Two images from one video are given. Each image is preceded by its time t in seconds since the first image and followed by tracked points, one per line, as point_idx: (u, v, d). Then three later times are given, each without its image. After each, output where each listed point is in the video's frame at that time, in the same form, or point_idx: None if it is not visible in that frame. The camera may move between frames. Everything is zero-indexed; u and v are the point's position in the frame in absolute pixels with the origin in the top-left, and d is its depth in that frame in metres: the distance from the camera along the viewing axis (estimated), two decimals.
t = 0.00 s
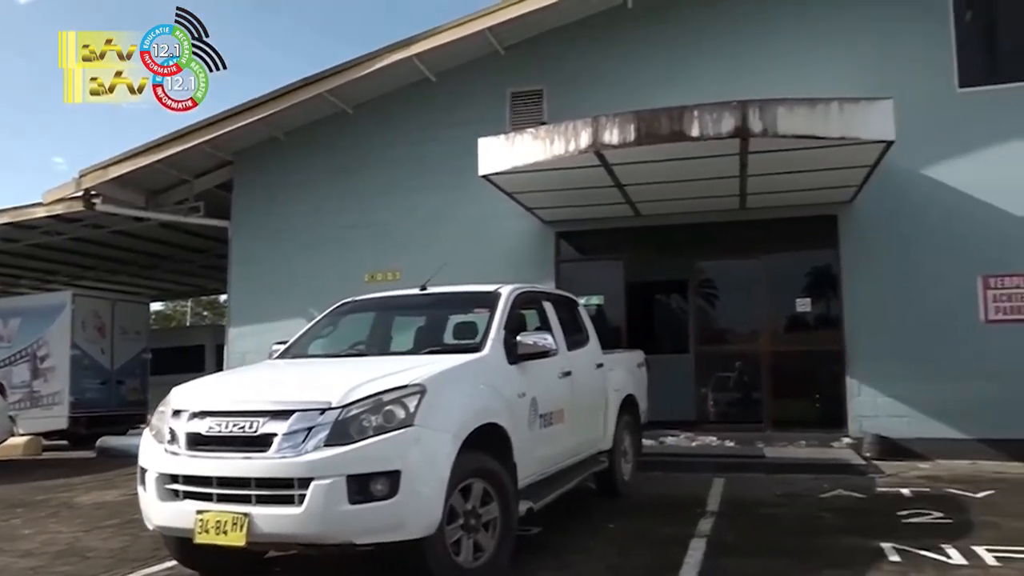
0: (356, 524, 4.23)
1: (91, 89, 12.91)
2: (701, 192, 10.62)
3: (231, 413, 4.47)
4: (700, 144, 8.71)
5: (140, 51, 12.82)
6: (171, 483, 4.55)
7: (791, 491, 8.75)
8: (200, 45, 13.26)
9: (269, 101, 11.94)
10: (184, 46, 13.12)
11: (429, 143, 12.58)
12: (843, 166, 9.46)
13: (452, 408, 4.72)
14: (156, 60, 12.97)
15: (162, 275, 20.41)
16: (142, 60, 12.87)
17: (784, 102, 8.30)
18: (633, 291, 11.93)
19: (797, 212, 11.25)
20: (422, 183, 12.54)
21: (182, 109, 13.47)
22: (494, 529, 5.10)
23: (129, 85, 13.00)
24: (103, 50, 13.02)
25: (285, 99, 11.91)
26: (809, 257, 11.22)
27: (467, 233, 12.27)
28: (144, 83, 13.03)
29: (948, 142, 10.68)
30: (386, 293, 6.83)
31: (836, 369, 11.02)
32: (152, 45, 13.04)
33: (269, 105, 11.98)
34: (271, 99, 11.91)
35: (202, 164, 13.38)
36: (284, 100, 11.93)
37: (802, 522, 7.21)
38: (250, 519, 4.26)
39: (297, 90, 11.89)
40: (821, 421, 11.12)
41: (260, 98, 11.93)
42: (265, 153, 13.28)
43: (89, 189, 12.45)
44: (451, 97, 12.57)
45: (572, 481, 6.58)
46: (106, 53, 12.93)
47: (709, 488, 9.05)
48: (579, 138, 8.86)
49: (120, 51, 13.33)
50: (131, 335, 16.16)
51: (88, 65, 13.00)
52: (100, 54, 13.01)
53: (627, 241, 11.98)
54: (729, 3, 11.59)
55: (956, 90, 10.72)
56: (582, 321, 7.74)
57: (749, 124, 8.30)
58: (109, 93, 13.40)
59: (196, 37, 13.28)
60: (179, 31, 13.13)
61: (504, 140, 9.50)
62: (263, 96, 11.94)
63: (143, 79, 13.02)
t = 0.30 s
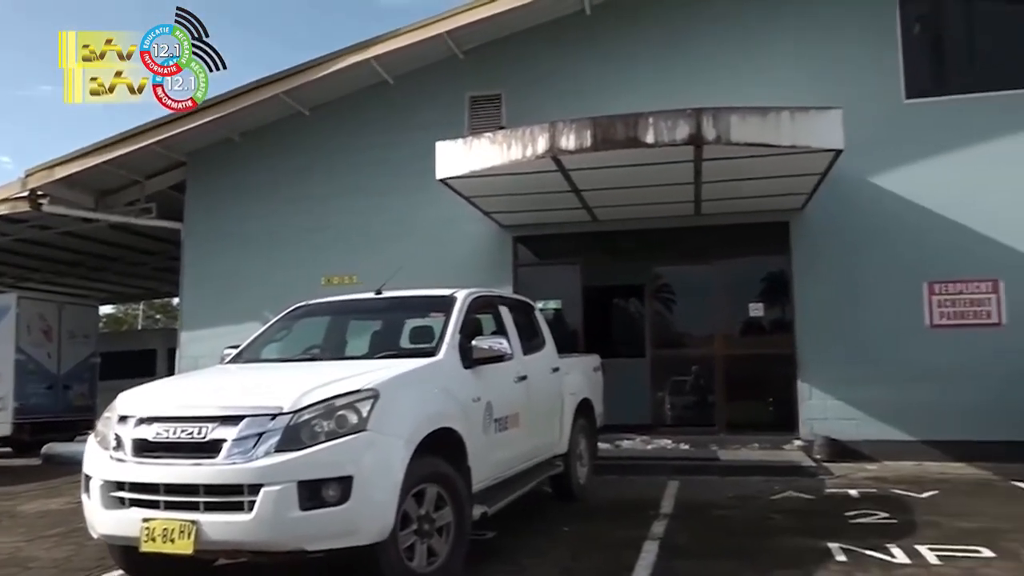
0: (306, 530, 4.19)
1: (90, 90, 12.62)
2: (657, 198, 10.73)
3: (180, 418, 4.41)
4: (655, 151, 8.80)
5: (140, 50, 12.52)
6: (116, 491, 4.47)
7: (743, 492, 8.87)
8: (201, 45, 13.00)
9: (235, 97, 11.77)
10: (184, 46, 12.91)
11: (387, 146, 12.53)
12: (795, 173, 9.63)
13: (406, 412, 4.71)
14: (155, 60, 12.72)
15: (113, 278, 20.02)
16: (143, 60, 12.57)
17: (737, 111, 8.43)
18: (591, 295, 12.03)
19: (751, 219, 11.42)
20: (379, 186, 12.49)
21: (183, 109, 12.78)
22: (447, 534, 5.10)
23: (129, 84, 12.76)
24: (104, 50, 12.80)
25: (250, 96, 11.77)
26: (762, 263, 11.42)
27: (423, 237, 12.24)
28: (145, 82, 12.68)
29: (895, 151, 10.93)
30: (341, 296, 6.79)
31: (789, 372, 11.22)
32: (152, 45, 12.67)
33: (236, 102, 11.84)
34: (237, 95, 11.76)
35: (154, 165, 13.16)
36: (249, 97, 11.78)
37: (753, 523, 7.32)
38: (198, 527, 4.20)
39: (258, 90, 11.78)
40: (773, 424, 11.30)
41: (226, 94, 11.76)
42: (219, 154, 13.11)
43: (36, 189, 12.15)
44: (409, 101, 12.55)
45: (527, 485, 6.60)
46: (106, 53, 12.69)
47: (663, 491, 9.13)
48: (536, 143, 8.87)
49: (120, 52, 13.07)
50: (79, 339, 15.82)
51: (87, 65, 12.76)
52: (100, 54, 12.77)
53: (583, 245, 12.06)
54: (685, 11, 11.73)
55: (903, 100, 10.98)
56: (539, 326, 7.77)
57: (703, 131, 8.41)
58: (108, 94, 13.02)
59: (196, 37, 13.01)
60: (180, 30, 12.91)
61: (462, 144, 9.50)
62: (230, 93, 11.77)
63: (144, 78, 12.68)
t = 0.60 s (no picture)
0: (251, 538, 4.14)
1: (90, 90, 12.06)
2: (608, 204, 10.82)
3: (120, 425, 4.34)
4: (607, 157, 8.87)
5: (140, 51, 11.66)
6: (52, 500, 4.37)
7: (692, 495, 8.98)
8: (202, 46, 11.92)
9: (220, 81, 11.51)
10: (184, 47, 11.81)
11: (340, 149, 12.44)
12: (742, 181, 9.79)
13: (354, 418, 4.68)
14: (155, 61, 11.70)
15: (55, 281, 19.56)
16: (142, 61, 11.65)
17: (686, 119, 8.56)
18: (543, 300, 12.09)
19: (700, 225, 11.57)
20: (330, 189, 12.39)
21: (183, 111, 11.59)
22: (396, 539, 5.08)
23: (129, 85, 12.03)
24: (103, 50, 11.89)
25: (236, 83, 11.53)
26: (711, 269, 11.60)
27: (374, 241, 12.17)
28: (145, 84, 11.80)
29: (839, 160, 11.18)
30: (288, 301, 6.72)
31: (737, 376, 11.38)
32: (153, 45, 11.62)
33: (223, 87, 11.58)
34: (222, 82, 11.51)
35: (98, 165, 12.87)
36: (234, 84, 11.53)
37: (700, 525, 7.42)
38: (138, 535, 4.13)
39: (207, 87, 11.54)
40: (721, 427, 11.47)
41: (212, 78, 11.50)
42: (166, 155, 12.87)
43: None
44: (361, 104, 12.48)
45: (477, 489, 6.60)
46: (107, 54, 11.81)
47: (613, 494, 9.20)
48: (488, 148, 8.89)
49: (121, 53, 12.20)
50: (17, 343, 15.41)
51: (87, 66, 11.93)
52: (100, 54, 11.89)
53: (535, 250, 12.10)
54: (639, 20, 11.86)
55: (846, 110, 11.25)
56: (490, 331, 7.78)
57: (653, 139, 8.51)
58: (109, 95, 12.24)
59: (197, 38, 12.00)
60: (181, 28, 11.78)
61: (415, 148, 9.49)
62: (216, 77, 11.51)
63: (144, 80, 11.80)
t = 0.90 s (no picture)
0: (190, 547, 4.07)
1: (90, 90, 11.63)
2: (558, 210, 10.88)
3: (54, 432, 4.23)
4: (556, 163, 8.92)
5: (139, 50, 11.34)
6: None
7: (638, 499, 9.06)
8: (202, 46, 11.39)
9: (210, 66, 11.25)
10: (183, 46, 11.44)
11: (288, 151, 12.31)
12: (690, 189, 9.93)
13: (297, 424, 4.64)
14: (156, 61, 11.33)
15: None
16: (144, 62, 11.30)
17: (634, 127, 8.66)
18: (492, 305, 12.11)
19: (649, 232, 11.71)
20: (279, 191, 12.25)
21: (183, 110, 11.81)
22: (340, 546, 5.03)
23: (129, 85, 11.38)
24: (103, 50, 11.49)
25: (223, 69, 11.31)
26: (659, 275, 11.73)
27: (322, 245, 12.07)
28: (144, 83, 11.32)
29: (783, 169, 11.41)
30: (233, 305, 6.63)
31: (684, 381, 11.53)
32: (153, 44, 11.28)
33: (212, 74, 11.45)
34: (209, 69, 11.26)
35: (36, 164, 12.53)
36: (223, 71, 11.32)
37: (646, 528, 7.50)
38: (70, 545, 4.02)
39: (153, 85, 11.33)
40: (668, 432, 11.60)
41: (201, 62, 11.22)
42: (108, 154, 12.58)
43: None
44: (309, 106, 12.36)
45: (424, 495, 6.58)
46: (107, 53, 11.39)
47: (561, 498, 9.24)
48: (438, 152, 8.86)
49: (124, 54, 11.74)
50: None
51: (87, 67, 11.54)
52: (100, 54, 11.48)
53: (484, 255, 12.10)
54: (591, 27, 11.96)
55: (790, 121, 11.49)
56: (439, 336, 7.77)
57: (601, 146, 8.58)
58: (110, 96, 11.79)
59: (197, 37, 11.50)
60: (181, 29, 11.48)
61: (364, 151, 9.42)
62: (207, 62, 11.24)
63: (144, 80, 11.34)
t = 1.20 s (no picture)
0: (127, 555, 3.99)
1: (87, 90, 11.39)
2: (509, 214, 10.91)
3: None
4: (506, 168, 8.94)
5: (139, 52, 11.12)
6: None
7: (585, 502, 9.12)
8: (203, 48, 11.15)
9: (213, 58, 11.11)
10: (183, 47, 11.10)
11: (235, 151, 12.14)
12: (639, 196, 10.05)
13: (239, 428, 4.58)
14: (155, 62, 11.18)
15: None
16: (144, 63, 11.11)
17: (583, 134, 8.74)
18: (442, 310, 12.07)
19: (598, 237, 11.80)
20: (225, 192, 12.08)
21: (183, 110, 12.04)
22: (283, 553, 4.98)
23: (129, 85, 11.43)
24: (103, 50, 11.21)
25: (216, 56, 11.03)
26: (608, 281, 11.84)
27: (270, 248, 11.93)
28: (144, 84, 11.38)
29: (730, 178, 11.61)
30: (175, 308, 6.51)
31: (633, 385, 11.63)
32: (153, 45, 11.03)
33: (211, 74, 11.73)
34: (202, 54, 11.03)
35: None
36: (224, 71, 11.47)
37: (593, 532, 7.55)
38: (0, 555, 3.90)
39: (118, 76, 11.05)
40: (616, 436, 11.71)
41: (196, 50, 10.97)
42: (46, 152, 12.24)
43: None
44: (258, 107, 12.20)
45: (371, 500, 6.53)
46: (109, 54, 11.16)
47: (508, 502, 9.26)
48: (388, 156, 8.81)
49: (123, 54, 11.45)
50: None
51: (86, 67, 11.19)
52: (100, 54, 11.20)
53: (434, 259, 12.06)
54: (543, 34, 12.04)
55: (736, 130, 11.69)
56: (387, 339, 7.73)
57: (551, 152, 8.64)
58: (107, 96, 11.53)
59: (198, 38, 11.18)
60: (180, 29, 11.15)
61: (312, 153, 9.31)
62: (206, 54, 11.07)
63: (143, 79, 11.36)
